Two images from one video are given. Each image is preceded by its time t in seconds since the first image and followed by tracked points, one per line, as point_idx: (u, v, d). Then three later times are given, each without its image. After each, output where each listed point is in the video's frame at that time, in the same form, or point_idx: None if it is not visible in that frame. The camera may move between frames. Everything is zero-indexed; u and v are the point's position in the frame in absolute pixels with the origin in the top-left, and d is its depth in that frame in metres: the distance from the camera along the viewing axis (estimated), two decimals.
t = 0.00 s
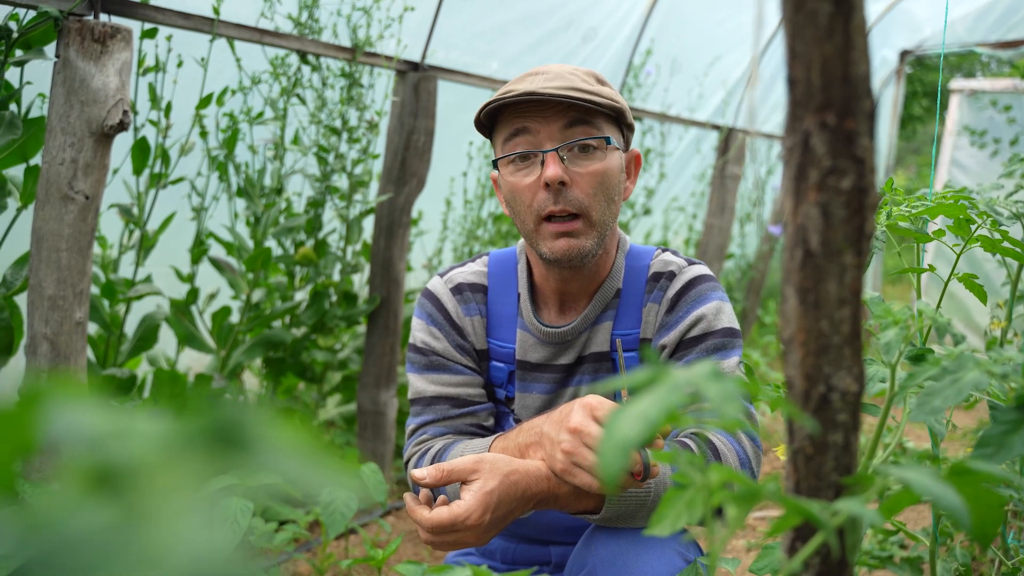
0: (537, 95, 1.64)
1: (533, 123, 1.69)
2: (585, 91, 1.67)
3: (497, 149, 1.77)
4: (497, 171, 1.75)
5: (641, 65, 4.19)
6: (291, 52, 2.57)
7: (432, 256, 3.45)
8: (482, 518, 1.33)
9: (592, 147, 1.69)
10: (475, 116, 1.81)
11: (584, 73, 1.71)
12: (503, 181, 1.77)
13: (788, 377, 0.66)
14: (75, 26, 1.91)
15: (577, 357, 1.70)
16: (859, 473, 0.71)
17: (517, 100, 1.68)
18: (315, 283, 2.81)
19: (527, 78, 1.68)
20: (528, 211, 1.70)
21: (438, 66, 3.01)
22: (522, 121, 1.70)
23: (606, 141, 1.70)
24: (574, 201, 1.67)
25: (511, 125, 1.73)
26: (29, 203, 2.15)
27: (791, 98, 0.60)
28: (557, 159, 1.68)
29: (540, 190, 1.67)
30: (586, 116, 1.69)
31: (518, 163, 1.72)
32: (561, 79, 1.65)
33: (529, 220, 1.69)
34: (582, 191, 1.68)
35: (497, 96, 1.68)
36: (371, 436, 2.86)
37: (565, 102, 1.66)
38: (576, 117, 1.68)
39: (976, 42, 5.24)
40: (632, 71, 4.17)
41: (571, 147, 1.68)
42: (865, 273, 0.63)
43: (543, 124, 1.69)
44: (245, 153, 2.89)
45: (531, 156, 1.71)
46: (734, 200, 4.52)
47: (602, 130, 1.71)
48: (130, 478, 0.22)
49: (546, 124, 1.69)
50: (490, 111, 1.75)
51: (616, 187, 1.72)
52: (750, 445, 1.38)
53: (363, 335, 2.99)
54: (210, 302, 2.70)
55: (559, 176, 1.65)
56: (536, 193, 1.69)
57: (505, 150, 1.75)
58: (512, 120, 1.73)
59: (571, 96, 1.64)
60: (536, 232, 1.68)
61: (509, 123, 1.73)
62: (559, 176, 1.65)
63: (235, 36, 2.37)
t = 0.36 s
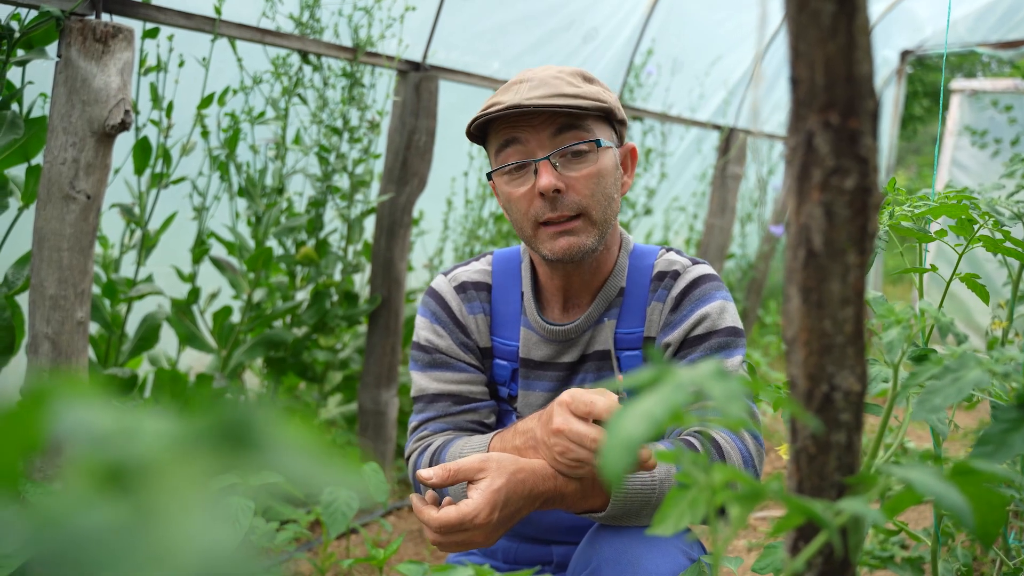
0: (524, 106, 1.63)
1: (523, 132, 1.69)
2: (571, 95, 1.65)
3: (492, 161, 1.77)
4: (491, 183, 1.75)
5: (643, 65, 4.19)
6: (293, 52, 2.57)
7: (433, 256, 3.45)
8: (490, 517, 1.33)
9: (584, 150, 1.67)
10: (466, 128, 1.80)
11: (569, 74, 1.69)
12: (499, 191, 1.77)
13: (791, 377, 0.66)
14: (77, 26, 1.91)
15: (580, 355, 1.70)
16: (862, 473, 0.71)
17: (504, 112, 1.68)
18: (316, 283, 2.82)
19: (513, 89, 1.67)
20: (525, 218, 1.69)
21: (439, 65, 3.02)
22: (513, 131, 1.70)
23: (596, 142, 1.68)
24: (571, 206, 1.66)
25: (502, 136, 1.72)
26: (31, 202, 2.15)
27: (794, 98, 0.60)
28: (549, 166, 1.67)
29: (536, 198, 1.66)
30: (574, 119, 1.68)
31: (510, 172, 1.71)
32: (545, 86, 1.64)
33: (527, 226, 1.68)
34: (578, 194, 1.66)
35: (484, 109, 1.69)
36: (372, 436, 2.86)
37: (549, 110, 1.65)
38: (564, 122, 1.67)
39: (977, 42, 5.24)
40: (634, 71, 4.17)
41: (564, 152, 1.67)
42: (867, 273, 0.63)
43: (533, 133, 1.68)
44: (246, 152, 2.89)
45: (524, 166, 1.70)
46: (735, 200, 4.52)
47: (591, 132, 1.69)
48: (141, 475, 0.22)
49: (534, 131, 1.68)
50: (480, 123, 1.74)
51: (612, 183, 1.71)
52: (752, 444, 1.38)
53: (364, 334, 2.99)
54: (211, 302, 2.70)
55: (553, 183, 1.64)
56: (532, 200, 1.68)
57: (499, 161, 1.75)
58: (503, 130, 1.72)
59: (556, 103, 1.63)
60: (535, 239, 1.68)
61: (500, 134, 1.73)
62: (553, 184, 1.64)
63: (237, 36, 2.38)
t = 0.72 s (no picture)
0: (519, 106, 1.62)
1: (516, 129, 1.68)
2: (570, 101, 1.64)
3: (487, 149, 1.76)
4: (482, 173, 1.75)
5: (643, 65, 4.18)
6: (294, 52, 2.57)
7: (434, 256, 3.45)
8: (496, 508, 1.32)
9: (575, 156, 1.67)
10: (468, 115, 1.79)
11: (573, 75, 1.69)
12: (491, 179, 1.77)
13: (792, 377, 0.66)
14: (77, 25, 1.91)
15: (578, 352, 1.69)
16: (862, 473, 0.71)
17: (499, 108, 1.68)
18: (317, 283, 2.82)
19: (512, 87, 1.67)
20: (510, 214, 1.70)
21: (439, 66, 3.02)
22: (506, 128, 1.69)
23: (587, 153, 1.67)
24: (553, 211, 1.67)
25: (497, 130, 1.72)
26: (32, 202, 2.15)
27: (795, 99, 0.60)
28: (536, 168, 1.66)
29: (520, 198, 1.68)
30: (570, 124, 1.67)
31: (499, 168, 1.71)
32: (545, 87, 1.64)
33: (510, 222, 1.71)
34: (561, 200, 1.67)
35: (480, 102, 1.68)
36: (373, 435, 2.86)
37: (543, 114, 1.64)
38: (559, 126, 1.67)
39: (978, 42, 5.24)
40: (635, 71, 4.17)
41: (554, 156, 1.66)
42: (868, 272, 0.63)
43: (527, 133, 1.67)
44: (247, 152, 2.89)
45: (514, 163, 1.69)
46: (735, 200, 4.53)
47: (585, 139, 1.68)
48: (144, 475, 0.22)
49: (527, 131, 1.68)
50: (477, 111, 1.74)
51: (598, 193, 1.70)
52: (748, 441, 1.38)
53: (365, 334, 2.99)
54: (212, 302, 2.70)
55: (535, 187, 1.65)
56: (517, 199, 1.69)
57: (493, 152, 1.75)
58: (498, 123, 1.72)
59: (552, 108, 1.62)
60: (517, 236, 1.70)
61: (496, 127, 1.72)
62: (536, 187, 1.65)
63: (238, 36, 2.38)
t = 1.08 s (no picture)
0: (523, 93, 1.63)
1: (520, 123, 1.69)
2: (570, 87, 1.66)
3: (485, 145, 1.77)
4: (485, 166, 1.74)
5: (645, 65, 4.18)
6: (295, 52, 2.57)
7: (436, 256, 3.46)
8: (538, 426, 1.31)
9: (579, 141, 1.68)
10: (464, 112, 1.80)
11: (567, 67, 1.71)
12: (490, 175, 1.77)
13: (795, 378, 0.66)
14: (80, 26, 1.92)
15: (576, 350, 1.70)
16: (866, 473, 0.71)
17: (502, 100, 1.69)
18: (318, 283, 2.82)
19: (512, 76, 1.68)
20: (516, 203, 1.69)
21: (441, 66, 3.03)
22: (510, 121, 1.70)
23: (591, 136, 1.69)
24: (563, 193, 1.66)
25: (501, 123, 1.72)
26: (34, 202, 2.15)
27: (799, 99, 0.60)
28: (544, 154, 1.67)
29: (528, 184, 1.67)
30: (572, 112, 1.68)
31: (504, 158, 1.70)
32: (546, 76, 1.65)
33: (517, 211, 1.69)
34: (570, 183, 1.67)
35: (483, 94, 1.69)
36: (374, 435, 2.86)
37: (548, 100, 1.66)
38: (562, 115, 1.68)
39: (979, 42, 5.24)
40: (636, 71, 4.17)
41: (559, 142, 1.67)
42: (872, 272, 0.63)
43: (531, 123, 1.68)
44: (249, 152, 2.89)
45: (519, 152, 1.70)
46: (737, 200, 4.53)
47: (586, 124, 1.70)
48: (151, 475, 0.22)
49: (533, 122, 1.69)
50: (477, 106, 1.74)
51: (603, 177, 1.71)
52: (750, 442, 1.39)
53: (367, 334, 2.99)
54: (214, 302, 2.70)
55: (546, 171, 1.65)
56: (524, 186, 1.68)
57: (494, 147, 1.75)
58: (501, 116, 1.72)
59: (556, 94, 1.63)
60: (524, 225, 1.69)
61: (498, 122, 1.73)
62: (547, 172, 1.65)
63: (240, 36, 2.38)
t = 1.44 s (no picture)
0: (516, 91, 1.64)
1: (514, 123, 1.70)
2: (561, 83, 1.67)
3: (482, 150, 1.77)
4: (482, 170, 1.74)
5: (646, 64, 4.17)
6: (297, 52, 2.57)
7: (437, 256, 3.46)
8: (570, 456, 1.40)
9: (573, 137, 1.67)
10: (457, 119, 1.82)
11: (557, 64, 1.72)
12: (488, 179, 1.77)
13: (798, 376, 0.66)
14: (81, 25, 1.91)
15: (576, 349, 1.65)
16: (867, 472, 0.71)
17: (495, 100, 1.70)
18: (319, 283, 2.82)
19: (503, 75, 1.69)
20: (515, 204, 1.67)
21: (442, 65, 3.03)
22: (504, 122, 1.71)
23: (585, 131, 1.67)
24: (560, 190, 1.64)
25: (494, 126, 1.73)
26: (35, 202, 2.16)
27: (800, 98, 0.60)
28: (539, 152, 1.66)
29: (525, 183, 1.65)
30: (564, 110, 1.69)
31: (501, 160, 1.70)
32: (537, 73, 1.67)
33: (516, 211, 1.67)
34: (566, 180, 1.65)
35: (476, 96, 1.70)
36: (376, 435, 2.86)
37: (541, 96, 1.67)
38: (555, 113, 1.69)
39: (981, 42, 5.23)
40: (637, 71, 4.16)
41: (554, 139, 1.66)
42: (874, 272, 0.63)
43: (524, 123, 1.69)
44: (250, 152, 2.89)
45: (515, 153, 1.69)
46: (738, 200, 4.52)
47: (580, 121, 1.70)
48: (154, 473, 0.22)
49: (526, 121, 1.69)
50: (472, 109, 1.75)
51: (601, 172, 1.69)
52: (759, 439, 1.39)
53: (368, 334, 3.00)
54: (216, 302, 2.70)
55: (542, 167, 1.63)
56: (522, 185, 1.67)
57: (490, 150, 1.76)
58: (494, 119, 1.74)
59: (548, 90, 1.64)
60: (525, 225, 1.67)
61: (492, 124, 1.74)
62: (543, 168, 1.63)
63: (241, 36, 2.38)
